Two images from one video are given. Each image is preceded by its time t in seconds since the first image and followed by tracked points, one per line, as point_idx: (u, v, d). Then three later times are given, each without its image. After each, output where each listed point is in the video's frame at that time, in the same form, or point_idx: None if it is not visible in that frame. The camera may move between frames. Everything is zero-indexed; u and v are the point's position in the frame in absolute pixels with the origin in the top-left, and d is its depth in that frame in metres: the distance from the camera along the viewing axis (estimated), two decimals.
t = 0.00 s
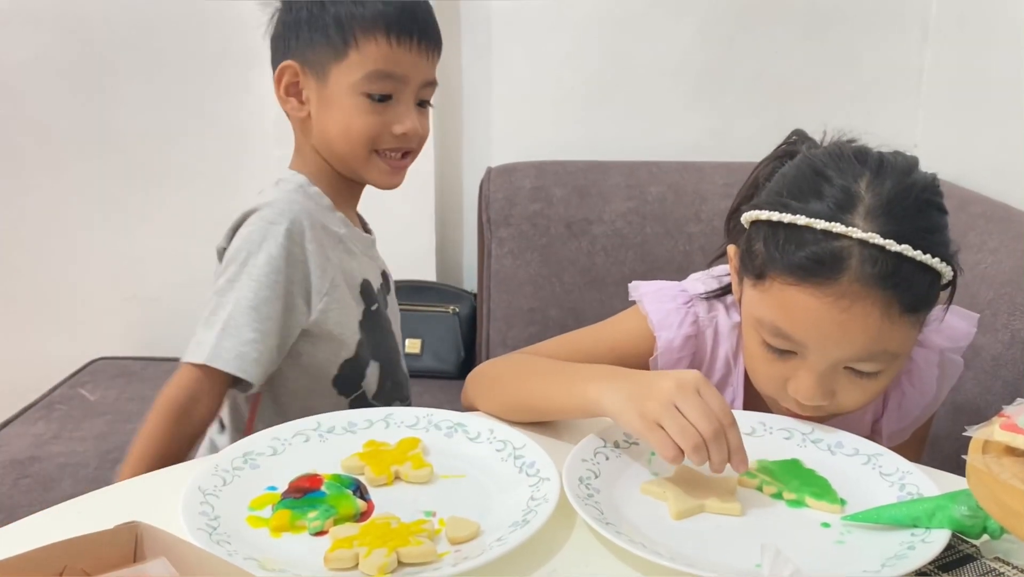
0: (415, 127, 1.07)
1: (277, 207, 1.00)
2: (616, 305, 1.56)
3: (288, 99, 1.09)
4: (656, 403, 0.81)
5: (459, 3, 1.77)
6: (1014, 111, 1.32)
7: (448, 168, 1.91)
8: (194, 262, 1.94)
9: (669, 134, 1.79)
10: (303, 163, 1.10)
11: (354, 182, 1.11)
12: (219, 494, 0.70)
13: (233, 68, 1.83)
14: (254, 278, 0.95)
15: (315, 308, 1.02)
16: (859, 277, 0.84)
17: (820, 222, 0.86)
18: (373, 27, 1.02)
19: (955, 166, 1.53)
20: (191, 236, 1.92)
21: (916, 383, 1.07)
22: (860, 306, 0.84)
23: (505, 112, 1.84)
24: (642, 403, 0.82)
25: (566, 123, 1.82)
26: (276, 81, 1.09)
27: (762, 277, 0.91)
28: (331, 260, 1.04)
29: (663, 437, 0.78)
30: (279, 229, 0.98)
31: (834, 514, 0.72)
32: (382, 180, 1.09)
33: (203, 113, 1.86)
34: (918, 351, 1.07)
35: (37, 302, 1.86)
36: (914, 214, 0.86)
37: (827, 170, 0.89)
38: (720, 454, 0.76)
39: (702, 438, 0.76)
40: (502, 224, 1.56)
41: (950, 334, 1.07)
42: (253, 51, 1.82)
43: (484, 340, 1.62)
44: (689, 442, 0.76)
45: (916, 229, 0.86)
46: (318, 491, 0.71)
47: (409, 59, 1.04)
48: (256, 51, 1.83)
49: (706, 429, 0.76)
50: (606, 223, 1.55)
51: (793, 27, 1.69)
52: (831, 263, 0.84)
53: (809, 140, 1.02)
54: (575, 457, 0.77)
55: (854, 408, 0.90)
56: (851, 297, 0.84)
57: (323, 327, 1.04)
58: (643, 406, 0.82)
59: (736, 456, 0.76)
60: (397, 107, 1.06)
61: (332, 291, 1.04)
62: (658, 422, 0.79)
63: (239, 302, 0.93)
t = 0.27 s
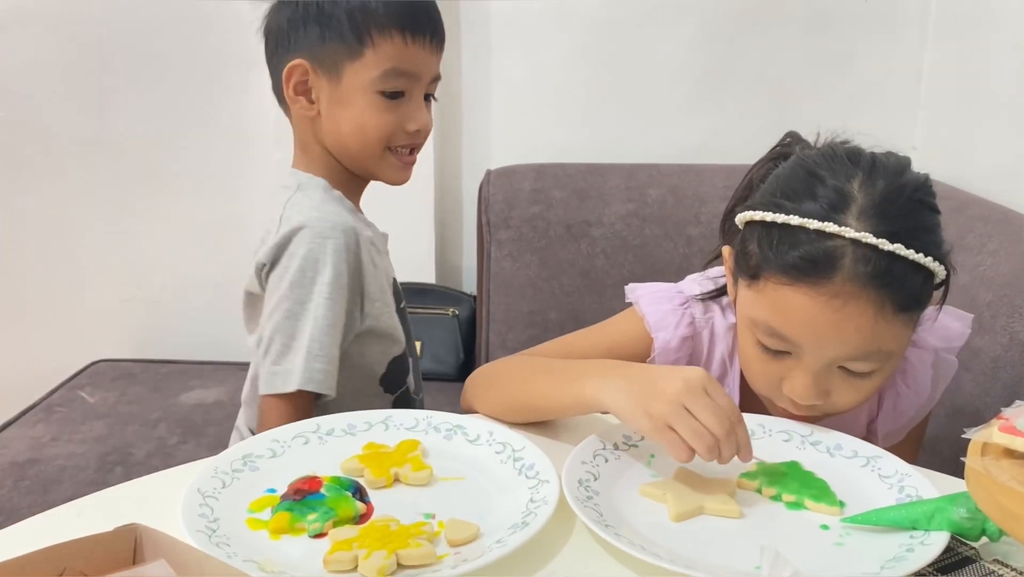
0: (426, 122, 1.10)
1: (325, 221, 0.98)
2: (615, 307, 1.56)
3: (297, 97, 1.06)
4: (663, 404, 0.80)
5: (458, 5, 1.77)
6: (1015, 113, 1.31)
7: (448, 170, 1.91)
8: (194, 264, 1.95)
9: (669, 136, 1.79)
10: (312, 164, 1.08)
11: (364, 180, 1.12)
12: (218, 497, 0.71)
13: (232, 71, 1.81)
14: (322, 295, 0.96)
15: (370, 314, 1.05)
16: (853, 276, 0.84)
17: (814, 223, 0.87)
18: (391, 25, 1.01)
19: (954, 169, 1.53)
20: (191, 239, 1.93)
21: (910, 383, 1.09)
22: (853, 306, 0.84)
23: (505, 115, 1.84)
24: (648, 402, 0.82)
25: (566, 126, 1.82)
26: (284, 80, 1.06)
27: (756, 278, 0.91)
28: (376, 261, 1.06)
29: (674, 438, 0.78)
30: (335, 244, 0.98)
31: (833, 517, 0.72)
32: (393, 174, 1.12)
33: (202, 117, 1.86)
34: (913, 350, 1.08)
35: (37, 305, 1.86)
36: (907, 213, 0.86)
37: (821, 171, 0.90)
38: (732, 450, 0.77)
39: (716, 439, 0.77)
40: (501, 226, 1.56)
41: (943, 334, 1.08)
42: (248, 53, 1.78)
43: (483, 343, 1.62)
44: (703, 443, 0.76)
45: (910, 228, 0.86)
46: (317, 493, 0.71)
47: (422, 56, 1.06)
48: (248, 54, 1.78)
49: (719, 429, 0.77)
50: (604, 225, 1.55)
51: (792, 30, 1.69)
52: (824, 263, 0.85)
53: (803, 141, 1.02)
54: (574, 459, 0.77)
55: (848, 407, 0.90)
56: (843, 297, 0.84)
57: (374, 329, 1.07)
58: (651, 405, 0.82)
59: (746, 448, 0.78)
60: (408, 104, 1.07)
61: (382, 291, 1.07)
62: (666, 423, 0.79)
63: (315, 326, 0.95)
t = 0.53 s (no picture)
0: (415, 127, 1.07)
1: (349, 230, 0.98)
2: (613, 310, 1.56)
3: (283, 98, 1.07)
4: (654, 407, 0.80)
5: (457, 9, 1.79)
6: (1012, 117, 1.32)
7: (446, 173, 1.91)
8: (192, 267, 1.95)
9: (666, 140, 1.79)
10: (299, 163, 1.10)
11: (353, 182, 1.11)
12: (215, 499, 0.71)
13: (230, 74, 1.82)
14: (351, 305, 0.96)
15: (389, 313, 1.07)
16: (840, 266, 0.84)
17: (802, 215, 0.87)
18: (370, 26, 0.99)
19: (952, 172, 1.53)
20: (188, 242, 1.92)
21: (905, 381, 1.09)
22: (841, 297, 0.84)
23: (503, 118, 1.84)
24: (638, 404, 0.81)
25: (564, 129, 1.82)
26: (270, 79, 1.07)
27: (746, 272, 0.92)
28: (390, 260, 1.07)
29: (662, 441, 0.78)
30: (360, 252, 0.98)
31: (830, 519, 0.72)
32: (382, 181, 1.10)
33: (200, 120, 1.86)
34: (906, 348, 1.09)
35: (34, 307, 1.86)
36: (895, 206, 0.87)
37: (810, 165, 0.90)
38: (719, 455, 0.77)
39: (703, 444, 0.77)
40: (499, 230, 1.56)
41: (937, 332, 1.09)
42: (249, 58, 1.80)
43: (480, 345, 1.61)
44: (691, 449, 0.76)
45: (898, 221, 0.86)
46: (314, 496, 0.71)
47: (406, 57, 1.02)
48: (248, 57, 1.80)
49: (707, 436, 0.77)
50: (602, 228, 1.55)
51: (790, 34, 1.69)
52: (812, 255, 0.85)
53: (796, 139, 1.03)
54: (572, 462, 0.77)
55: (838, 402, 0.90)
56: (832, 288, 0.84)
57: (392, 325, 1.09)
58: (638, 406, 0.81)
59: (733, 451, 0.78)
60: (395, 108, 1.05)
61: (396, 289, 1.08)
62: (655, 426, 0.79)
63: (352, 339, 0.96)
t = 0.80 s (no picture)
0: (431, 131, 1.07)
1: (359, 244, 0.99)
2: (610, 312, 1.56)
3: (297, 109, 1.09)
4: (637, 401, 0.80)
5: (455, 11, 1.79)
6: (1010, 119, 1.32)
7: (444, 176, 1.91)
8: (189, 269, 1.95)
9: (664, 142, 1.80)
10: (318, 172, 1.11)
11: (375, 187, 1.12)
12: (212, 501, 0.70)
13: (230, 73, 1.81)
14: (358, 319, 0.98)
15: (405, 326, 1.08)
16: (823, 264, 0.85)
17: (785, 213, 0.87)
18: (381, 33, 0.99)
19: (949, 174, 1.53)
20: (186, 244, 1.92)
21: (899, 382, 1.09)
22: (825, 294, 0.84)
23: (501, 120, 1.84)
24: (622, 397, 0.82)
25: (561, 131, 1.82)
26: (284, 93, 1.09)
27: (733, 271, 0.92)
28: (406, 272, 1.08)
29: (643, 436, 0.78)
30: (370, 266, 0.99)
31: (828, 521, 0.72)
32: (400, 185, 1.10)
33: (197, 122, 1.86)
34: (900, 350, 1.09)
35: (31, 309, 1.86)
36: (880, 205, 0.87)
37: (794, 164, 0.90)
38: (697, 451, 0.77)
39: (683, 441, 0.77)
40: (496, 232, 1.55)
41: (931, 334, 1.09)
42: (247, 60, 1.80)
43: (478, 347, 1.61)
44: (672, 445, 0.77)
45: (883, 219, 0.86)
46: (311, 499, 0.71)
47: (419, 61, 1.02)
48: (247, 60, 1.80)
49: (687, 432, 0.77)
50: (599, 230, 1.55)
51: (787, 36, 1.70)
52: (795, 252, 0.86)
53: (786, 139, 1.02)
54: (569, 464, 0.77)
55: (826, 401, 0.91)
56: (815, 285, 0.85)
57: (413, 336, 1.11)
58: (623, 400, 0.82)
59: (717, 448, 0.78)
60: (411, 113, 1.05)
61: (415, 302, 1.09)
62: (637, 420, 0.79)
63: (360, 354, 0.98)
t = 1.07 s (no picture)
0: (463, 132, 1.15)
1: (423, 241, 1.04)
2: (607, 314, 1.56)
3: (332, 108, 1.10)
4: (625, 395, 0.80)
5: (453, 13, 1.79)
6: (1007, 122, 1.32)
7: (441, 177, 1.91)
8: (187, 271, 1.94)
9: (661, 144, 1.80)
10: (349, 167, 1.15)
11: (404, 182, 1.18)
12: (209, 504, 0.70)
13: (227, 75, 1.81)
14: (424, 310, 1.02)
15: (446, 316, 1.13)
16: (811, 263, 0.85)
17: (773, 213, 0.88)
18: (437, 43, 1.04)
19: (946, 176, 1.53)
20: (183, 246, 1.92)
21: (894, 383, 1.09)
22: (814, 294, 0.84)
23: (498, 122, 1.84)
24: (609, 389, 0.82)
25: (558, 134, 1.82)
26: (321, 91, 1.09)
27: (723, 271, 0.92)
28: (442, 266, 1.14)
29: (631, 431, 0.79)
30: (430, 262, 1.04)
31: (825, 523, 0.72)
32: (429, 181, 1.17)
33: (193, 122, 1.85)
34: (896, 352, 1.10)
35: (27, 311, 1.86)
36: (868, 204, 0.87)
37: (783, 165, 0.91)
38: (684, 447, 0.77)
39: (670, 437, 0.77)
40: (494, 233, 1.55)
41: (925, 335, 1.09)
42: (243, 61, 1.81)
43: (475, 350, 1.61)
44: (659, 440, 0.77)
45: (870, 218, 0.86)
46: (309, 501, 0.71)
47: (463, 68, 1.09)
48: (244, 61, 1.81)
49: (674, 428, 0.77)
50: (597, 232, 1.55)
51: (783, 39, 1.70)
52: (784, 252, 0.86)
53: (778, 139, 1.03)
54: (567, 466, 0.77)
55: (818, 401, 0.91)
56: (804, 284, 0.85)
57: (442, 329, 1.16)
58: (610, 393, 0.82)
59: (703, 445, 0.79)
60: (447, 114, 1.12)
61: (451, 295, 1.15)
62: (626, 414, 0.79)
63: (428, 345, 1.02)
